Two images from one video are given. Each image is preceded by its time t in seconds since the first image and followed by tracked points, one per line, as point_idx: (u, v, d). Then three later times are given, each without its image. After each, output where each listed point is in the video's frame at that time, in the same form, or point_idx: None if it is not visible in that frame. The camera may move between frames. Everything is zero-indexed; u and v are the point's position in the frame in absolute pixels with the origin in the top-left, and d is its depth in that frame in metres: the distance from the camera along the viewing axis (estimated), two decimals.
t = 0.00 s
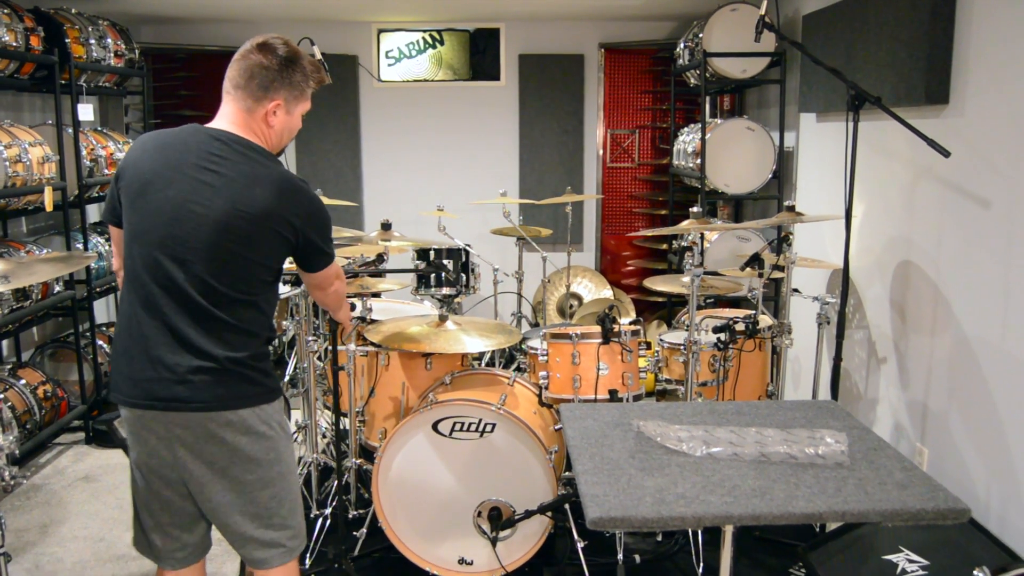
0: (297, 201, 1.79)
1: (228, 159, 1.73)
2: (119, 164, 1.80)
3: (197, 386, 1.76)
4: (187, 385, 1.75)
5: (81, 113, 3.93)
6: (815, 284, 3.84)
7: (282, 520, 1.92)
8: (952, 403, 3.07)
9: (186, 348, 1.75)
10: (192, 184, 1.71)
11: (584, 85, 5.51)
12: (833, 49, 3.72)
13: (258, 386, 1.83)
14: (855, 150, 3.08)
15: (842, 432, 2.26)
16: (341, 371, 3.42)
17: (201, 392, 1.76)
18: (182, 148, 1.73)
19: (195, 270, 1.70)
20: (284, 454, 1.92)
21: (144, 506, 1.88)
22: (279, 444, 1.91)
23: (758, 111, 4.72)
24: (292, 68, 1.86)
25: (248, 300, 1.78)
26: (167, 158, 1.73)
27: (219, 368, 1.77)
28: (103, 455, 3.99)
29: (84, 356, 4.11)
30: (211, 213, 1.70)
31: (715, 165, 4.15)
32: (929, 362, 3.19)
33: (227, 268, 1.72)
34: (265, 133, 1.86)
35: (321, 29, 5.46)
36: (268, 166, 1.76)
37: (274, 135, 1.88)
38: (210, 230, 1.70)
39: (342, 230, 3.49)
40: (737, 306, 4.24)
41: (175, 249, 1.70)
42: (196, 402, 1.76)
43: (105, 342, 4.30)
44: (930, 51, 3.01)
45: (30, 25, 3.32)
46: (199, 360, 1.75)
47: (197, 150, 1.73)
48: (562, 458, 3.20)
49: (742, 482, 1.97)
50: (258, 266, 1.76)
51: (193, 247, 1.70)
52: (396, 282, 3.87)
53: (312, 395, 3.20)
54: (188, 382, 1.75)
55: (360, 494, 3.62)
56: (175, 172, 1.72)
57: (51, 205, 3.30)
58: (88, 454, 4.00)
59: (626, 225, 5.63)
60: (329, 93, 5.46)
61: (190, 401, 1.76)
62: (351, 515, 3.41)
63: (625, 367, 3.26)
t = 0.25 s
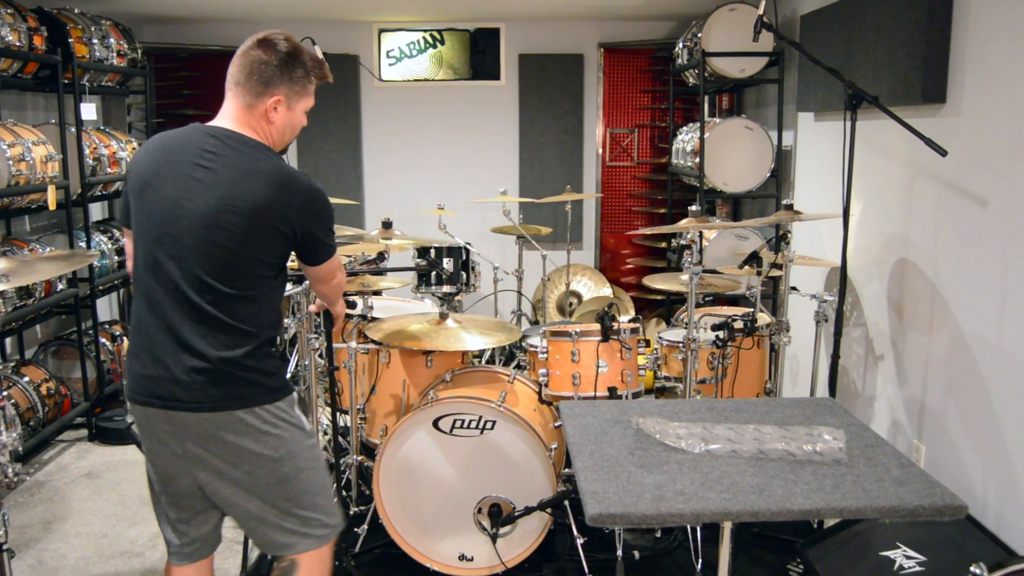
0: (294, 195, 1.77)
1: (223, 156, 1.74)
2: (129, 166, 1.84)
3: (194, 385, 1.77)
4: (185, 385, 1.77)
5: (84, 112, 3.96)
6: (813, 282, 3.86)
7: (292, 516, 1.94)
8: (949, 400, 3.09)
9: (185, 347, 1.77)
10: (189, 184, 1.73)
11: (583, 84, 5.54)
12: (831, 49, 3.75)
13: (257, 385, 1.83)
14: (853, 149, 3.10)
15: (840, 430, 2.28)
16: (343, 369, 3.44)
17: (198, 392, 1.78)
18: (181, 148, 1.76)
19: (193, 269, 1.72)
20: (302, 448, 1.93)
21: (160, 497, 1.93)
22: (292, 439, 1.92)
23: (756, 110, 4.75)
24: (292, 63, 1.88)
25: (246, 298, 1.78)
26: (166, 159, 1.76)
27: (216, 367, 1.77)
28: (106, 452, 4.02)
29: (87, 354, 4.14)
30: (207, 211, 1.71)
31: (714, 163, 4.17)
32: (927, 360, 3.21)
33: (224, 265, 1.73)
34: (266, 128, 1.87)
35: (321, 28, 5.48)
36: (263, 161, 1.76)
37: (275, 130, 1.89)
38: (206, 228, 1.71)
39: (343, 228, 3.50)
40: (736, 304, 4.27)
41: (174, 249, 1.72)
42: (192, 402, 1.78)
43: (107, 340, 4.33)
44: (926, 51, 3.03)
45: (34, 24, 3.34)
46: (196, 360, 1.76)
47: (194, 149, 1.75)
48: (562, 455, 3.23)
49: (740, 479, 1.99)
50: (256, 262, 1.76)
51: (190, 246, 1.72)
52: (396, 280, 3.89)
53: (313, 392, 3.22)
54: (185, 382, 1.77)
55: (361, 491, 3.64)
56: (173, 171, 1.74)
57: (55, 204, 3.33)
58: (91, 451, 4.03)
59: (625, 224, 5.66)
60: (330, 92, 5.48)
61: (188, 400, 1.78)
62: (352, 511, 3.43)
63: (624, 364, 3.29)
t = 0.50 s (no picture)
0: (309, 198, 1.75)
1: (239, 158, 1.75)
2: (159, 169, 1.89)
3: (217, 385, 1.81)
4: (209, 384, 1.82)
5: (87, 111, 3.98)
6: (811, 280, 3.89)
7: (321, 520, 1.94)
8: (945, 398, 3.11)
9: (207, 349, 1.80)
10: (207, 185, 1.75)
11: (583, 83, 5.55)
12: (829, 49, 3.77)
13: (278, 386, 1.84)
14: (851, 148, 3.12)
15: (837, 427, 2.30)
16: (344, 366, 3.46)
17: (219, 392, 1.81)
18: (201, 150, 1.78)
19: (211, 271, 1.75)
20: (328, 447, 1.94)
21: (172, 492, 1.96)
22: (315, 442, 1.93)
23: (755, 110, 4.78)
24: (314, 60, 1.88)
25: (265, 298, 1.79)
26: (187, 161, 1.78)
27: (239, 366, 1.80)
28: (109, 449, 4.05)
29: (89, 351, 4.17)
30: (223, 213, 1.73)
31: (712, 162, 4.19)
32: (923, 357, 3.23)
33: (241, 267, 1.75)
34: (287, 125, 1.87)
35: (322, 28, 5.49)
36: (277, 160, 1.75)
37: (297, 128, 1.89)
38: (222, 230, 1.73)
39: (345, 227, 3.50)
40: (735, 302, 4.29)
41: (196, 250, 1.76)
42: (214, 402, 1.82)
43: (110, 337, 4.37)
44: (923, 52, 3.05)
45: (37, 24, 3.36)
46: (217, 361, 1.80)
47: (211, 151, 1.76)
48: (562, 452, 3.25)
49: (739, 476, 2.01)
50: (272, 264, 1.76)
51: (210, 248, 1.74)
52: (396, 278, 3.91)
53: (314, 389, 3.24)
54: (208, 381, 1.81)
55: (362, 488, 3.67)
56: (194, 173, 1.77)
57: (58, 203, 3.35)
58: (94, 448, 4.06)
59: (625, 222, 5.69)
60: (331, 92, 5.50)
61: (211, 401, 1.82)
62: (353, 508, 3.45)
63: (624, 362, 3.31)
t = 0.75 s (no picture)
0: (363, 198, 1.71)
1: (295, 159, 1.73)
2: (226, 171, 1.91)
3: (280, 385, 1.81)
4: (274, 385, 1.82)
5: (90, 110, 4.01)
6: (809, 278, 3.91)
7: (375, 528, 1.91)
8: (942, 396, 3.13)
9: (273, 349, 1.81)
10: (265, 187, 1.75)
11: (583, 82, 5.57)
12: (827, 49, 3.79)
13: (340, 388, 1.83)
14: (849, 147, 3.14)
15: (835, 424, 2.32)
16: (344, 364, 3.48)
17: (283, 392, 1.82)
18: (260, 151, 1.78)
19: (274, 274, 1.75)
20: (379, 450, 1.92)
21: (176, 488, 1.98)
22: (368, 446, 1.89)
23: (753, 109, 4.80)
24: (385, 62, 1.84)
25: (325, 301, 1.78)
26: (248, 162, 1.79)
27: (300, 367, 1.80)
28: (112, 446, 4.08)
29: (92, 349, 4.21)
30: (281, 215, 1.72)
31: (712, 161, 4.20)
32: (921, 355, 3.26)
33: (300, 269, 1.74)
34: (352, 127, 1.82)
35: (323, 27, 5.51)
36: (332, 159, 1.72)
37: (361, 130, 1.84)
38: (280, 232, 1.73)
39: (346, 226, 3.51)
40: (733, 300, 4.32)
41: (256, 251, 1.77)
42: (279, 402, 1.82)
43: (113, 334, 4.40)
44: (920, 51, 3.07)
45: (40, 24, 3.39)
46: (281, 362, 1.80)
47: (270, 152, 1.76)
48: (561, 449, 3.28)
49: (738, 473, 2.03)
50: (331, 266, 1.75)
51: (269, 249, 1.75)
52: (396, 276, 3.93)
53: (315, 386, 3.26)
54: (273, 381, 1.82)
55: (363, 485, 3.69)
56: (254, 174, 1.77)
57: (62, 202, 3.38)
58: (97, 445, 4.09)
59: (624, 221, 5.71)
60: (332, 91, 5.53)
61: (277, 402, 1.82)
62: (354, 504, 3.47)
63: (623, 360, 3.33)
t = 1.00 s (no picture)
0: (429, 190, 1.67)
1: (361, 156, 1.70)
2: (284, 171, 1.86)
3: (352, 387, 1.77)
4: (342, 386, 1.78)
5: (93, 110, 4.03)
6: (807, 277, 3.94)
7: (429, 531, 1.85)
8: (939, 392, 3.16)
9: (341, 350, 1.76)
10: (331, 187, 1.71)
11: (582, 81, 5.59)
12: (825, 49, 3.82)
13: (414, 388, 1.79)
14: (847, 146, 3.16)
15: (833, 421, 2.34)
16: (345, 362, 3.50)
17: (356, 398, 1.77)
18: (324, 150, 1.74)
19: (341, 273, 1.72)
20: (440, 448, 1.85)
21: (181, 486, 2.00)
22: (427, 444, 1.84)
23: (751, 108, 4.83)
24: (443, 60, 1.83)
25: (394, 302, 1.74)
26: (312, 161, 1.75)
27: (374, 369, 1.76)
28: (114, 443, 4.11)
29: (95, 347, 4.23)
30: (352, 215, 1.69)
31: (710, 160, 4.22)
32: (919, 352, 3.28)
33: (374, 270, 1.71)
34: (417, 127, 1.81)
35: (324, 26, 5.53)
36: (402, 156, 1.68)
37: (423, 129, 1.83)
38: (352, 232, 1.69)
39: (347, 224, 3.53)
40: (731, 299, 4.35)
41: (325, 252, 1.73)
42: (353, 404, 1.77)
43: (116, 332, 4.43)
44: (918, 51, 3.10)
45: (43, 24, 3.41)
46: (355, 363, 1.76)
47: (335, 151, 1.72)
48: (560, 446, 3.30)
49: (736, 469, 2.05)
50: (403, 266, 1.72)
51: (340, 250, 1.71)
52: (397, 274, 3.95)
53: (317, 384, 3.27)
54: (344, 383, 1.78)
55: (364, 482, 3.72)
56: (319, 174, 1.73)
57: (65, 200, 3.40)
58: (100, 442, 4.12)
59: (623, 219, 5.74)
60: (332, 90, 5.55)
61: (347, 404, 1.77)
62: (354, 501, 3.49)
63: (622, 357, 3.35)
